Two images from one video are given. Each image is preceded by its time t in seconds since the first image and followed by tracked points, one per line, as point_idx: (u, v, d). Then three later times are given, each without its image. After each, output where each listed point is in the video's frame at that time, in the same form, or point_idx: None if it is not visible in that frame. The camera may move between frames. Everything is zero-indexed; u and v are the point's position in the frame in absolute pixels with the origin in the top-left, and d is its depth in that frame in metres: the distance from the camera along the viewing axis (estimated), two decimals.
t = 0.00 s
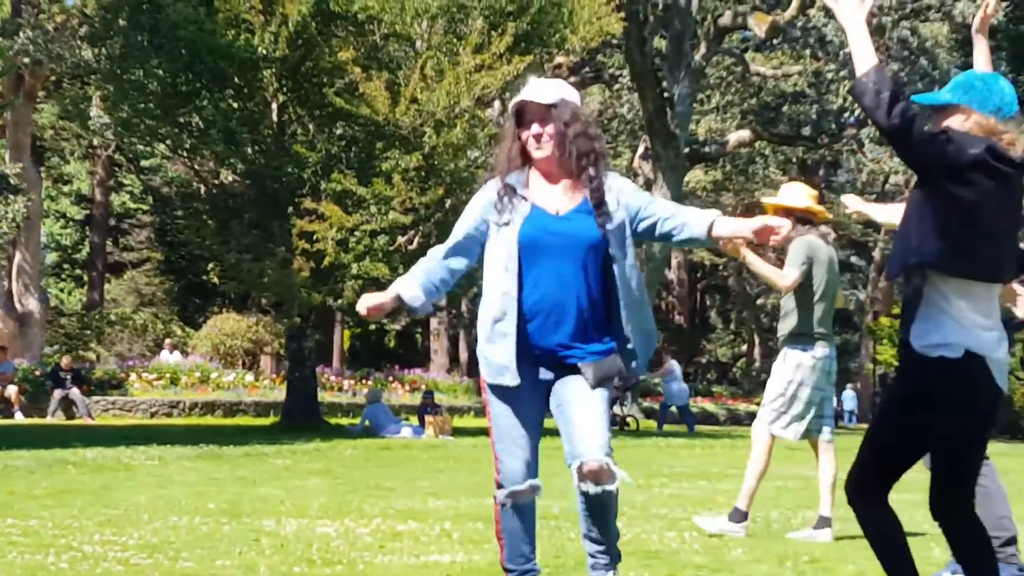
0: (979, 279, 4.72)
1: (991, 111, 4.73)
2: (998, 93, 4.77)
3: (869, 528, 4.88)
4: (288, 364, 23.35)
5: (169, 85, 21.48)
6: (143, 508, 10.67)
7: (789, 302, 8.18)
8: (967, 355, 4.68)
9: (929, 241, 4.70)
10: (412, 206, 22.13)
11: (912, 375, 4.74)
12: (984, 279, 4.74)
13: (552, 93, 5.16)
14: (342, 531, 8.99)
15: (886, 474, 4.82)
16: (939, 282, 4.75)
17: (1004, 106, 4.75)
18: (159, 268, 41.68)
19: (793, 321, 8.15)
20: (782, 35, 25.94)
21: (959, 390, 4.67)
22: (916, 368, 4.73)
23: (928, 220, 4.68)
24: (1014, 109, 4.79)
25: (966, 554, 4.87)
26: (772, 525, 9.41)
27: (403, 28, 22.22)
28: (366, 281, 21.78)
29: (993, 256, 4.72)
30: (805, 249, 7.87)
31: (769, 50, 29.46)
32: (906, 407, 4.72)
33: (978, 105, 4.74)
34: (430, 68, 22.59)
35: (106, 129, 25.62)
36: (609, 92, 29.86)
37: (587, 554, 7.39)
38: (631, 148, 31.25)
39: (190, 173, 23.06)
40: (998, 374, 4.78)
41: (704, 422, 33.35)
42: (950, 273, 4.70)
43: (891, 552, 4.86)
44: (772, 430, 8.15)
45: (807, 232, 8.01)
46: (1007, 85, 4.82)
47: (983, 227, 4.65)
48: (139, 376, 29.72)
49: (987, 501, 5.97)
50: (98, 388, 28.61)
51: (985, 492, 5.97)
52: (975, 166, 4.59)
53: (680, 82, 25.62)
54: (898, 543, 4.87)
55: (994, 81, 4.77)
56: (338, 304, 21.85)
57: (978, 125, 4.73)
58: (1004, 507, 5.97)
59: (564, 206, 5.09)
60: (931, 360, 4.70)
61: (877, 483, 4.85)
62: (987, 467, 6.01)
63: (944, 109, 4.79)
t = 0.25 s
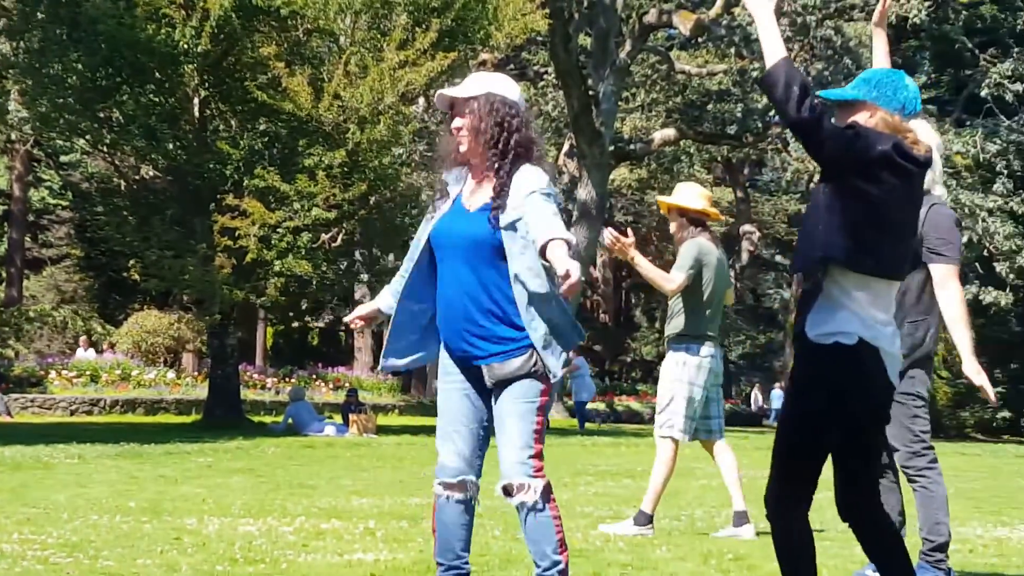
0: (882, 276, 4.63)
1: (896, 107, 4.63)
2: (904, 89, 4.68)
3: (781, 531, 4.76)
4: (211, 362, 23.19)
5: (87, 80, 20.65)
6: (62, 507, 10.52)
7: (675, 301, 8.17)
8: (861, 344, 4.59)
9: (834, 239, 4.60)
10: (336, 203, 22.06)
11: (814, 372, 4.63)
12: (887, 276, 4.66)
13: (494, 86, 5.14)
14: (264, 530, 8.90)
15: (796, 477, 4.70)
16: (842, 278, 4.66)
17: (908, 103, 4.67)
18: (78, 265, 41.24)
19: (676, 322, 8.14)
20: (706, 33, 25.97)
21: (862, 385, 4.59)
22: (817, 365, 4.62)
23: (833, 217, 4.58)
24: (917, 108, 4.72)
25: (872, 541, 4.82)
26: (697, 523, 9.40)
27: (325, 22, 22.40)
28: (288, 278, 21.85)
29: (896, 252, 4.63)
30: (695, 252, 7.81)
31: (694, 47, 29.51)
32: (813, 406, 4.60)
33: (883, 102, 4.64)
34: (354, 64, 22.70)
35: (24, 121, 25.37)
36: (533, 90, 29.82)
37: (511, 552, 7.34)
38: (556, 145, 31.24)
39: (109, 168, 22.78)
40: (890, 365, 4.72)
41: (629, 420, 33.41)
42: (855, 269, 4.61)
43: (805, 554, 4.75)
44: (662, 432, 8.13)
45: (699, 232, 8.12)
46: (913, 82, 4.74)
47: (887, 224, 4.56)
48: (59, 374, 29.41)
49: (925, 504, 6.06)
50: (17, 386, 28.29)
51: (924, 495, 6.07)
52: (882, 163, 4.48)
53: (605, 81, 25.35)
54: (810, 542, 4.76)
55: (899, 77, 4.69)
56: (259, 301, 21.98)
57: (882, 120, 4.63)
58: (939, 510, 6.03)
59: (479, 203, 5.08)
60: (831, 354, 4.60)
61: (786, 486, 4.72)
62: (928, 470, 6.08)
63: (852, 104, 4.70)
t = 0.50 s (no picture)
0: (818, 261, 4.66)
1: (824, 97, 4.80)
2: (830, 80, 4.84)
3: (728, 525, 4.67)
4: (166, 352, 23.16)
5: (41, 70, 20.33)
6: (16, 497, 10.50)
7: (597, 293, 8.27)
8: (790, 327, 4.60)
9: (763, 221, 4.63)
10: (291, 193, 22.08)
11: (744, 358, 4.61)
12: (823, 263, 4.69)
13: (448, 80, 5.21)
14: (220, 520, 8.93)
15: (735, 468, 4.65)
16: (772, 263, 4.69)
17: (834, 94, 4.84)
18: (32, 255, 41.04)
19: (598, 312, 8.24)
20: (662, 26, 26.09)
21: (796, 368, 4.58)
22: (746, 350, 4.60)
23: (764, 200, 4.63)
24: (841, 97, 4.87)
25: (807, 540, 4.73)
26: (653, 515, 9.47)
27: (282, 13, 22.33)
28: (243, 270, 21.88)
29: (828, 237, 4.68)
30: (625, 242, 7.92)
31: (649, 39, 29.62)
32: (746, 392, 4.56)
33: (810, 91, 4.78)
34: (309, 54, 22.55)
35: None
36: (489, 81, 29.90)
37: (467, 542, 7.39)
38: (513, 137, 31.32)
39: (64, 159, 22.65)
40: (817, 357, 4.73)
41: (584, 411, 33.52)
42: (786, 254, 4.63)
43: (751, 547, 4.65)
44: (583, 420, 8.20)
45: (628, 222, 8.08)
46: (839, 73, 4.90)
47: (818, 208, 4.63)
48: (13, 364, 29.27)
49: (887, 499, 5.97)
50: None
51: (887, 489, 5.97)
52: (808, 144, 4.57)
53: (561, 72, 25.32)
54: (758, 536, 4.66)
55: (825, 67, 4.84)
56: (215, 291, 22.10)
57: (811, 108, 4.76)
58: (902, 505, 5.92)
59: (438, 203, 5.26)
60: (760, 336, 4.59)
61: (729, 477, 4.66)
62: (894, 465, 5.99)
63: (779, 95, 4.81)
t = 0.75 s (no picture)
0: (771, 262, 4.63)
1: (774, 89, 4.69)
2: (785, 71, 4.71)
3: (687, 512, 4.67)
4: (133, 346, 23.11)
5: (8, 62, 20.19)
6: None
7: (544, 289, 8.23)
8: (744, 326, 4.57)
9: (710, 223, 4.58)
10: (259, 187, 22.02)
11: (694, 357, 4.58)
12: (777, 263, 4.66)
13: (409, 86, 5.22)
14: (188, 515, 8.92)
15: (688, 465, 4.64)
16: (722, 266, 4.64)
17: (789, 84, 4.71)
18: None
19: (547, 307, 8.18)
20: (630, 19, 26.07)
21: (745, 366, 4.57)
22: (696, 349, 4.58)
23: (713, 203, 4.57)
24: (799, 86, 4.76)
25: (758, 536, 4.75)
26: (621, 508, 9.48)
27: (249, 7, 22.45)
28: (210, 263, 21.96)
29: (779, 238, 4.66)
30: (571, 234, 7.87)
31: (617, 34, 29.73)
32: (695, 389, 4.54)
33: (758, 84, 4.71)
34: (277, 48, 22.56)
35: None
36: (457, 75, 29.85)
37: (435, 536, 7.39)
38: (482, 132, 31.32)
39: (30, 152, 22.58)
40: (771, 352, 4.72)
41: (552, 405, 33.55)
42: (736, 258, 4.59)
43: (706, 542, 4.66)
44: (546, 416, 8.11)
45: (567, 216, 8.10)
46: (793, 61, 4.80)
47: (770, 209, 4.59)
48: None
49: (851, 497, 5.92)
50: None
51: (848, 486, 5.94)
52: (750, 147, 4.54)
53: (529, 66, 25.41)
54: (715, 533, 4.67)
55: (774, 60, 4.69)
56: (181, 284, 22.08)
57: (761, 103, 4.70)
58: (864, 500, 5.89)
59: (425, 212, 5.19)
60: (710, 334, 4.56)
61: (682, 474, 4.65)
62: (857, 462, 5.94)
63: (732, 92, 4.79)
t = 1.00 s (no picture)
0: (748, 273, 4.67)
1: (754, 92, 4.82)
2: (769, 77, 4.85)
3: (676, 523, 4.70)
4: (114, 352, 23.14)
5: None
6: None
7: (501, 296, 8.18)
8: (717, 330, 4.57)
9: (686, 238, 4.65)
10: (239, 193, 22.11)
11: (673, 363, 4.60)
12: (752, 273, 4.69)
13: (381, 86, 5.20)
14: (169, 521, 8.94)
15: (677, 469, 4.64)
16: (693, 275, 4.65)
17: (769, 88, 4.84)
18: None
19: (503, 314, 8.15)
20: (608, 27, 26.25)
21: (722, 370, 4.56)
22: (673, 356, 4.60)
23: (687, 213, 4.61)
24: (782, 87, 4.89)
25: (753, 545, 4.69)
26: (602, 512, 9.53)
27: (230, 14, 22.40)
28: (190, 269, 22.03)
29: (759, 247, 4.70)
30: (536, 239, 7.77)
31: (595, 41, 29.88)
32: (670, 395, 4.56)
33: (739, 88, 4.83)
34: (257, 54, 22.59)
35: None
36: (436, 81, 29.95)
37: (416, 542, 7.42)
38: (462, 138, 31.41)
39: (12, 159, 22.72)
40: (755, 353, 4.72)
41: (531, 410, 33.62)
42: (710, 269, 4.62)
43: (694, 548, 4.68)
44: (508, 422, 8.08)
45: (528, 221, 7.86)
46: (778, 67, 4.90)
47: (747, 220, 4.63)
48: None
49: (837, 497, 5.97)
50: None
51: (835, 486, 5.97)
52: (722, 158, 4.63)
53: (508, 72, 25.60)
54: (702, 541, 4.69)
55: (766, 63, 4.86)
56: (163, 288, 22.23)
57: (742, 106, 4.83)
58: (849, 504, 5.93)
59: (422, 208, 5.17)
60: (686, 340, 4.59)
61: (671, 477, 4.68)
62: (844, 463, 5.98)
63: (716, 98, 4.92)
